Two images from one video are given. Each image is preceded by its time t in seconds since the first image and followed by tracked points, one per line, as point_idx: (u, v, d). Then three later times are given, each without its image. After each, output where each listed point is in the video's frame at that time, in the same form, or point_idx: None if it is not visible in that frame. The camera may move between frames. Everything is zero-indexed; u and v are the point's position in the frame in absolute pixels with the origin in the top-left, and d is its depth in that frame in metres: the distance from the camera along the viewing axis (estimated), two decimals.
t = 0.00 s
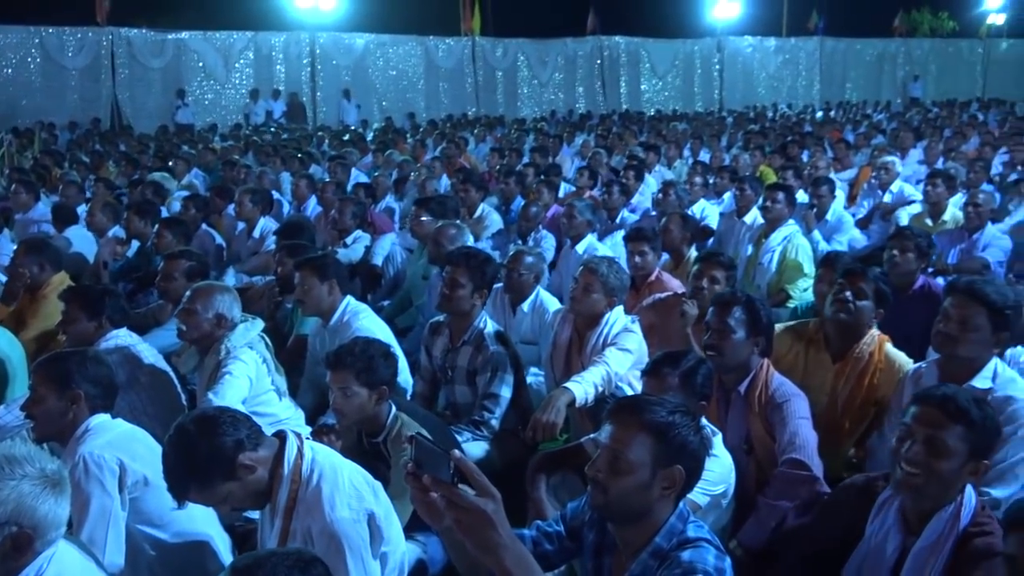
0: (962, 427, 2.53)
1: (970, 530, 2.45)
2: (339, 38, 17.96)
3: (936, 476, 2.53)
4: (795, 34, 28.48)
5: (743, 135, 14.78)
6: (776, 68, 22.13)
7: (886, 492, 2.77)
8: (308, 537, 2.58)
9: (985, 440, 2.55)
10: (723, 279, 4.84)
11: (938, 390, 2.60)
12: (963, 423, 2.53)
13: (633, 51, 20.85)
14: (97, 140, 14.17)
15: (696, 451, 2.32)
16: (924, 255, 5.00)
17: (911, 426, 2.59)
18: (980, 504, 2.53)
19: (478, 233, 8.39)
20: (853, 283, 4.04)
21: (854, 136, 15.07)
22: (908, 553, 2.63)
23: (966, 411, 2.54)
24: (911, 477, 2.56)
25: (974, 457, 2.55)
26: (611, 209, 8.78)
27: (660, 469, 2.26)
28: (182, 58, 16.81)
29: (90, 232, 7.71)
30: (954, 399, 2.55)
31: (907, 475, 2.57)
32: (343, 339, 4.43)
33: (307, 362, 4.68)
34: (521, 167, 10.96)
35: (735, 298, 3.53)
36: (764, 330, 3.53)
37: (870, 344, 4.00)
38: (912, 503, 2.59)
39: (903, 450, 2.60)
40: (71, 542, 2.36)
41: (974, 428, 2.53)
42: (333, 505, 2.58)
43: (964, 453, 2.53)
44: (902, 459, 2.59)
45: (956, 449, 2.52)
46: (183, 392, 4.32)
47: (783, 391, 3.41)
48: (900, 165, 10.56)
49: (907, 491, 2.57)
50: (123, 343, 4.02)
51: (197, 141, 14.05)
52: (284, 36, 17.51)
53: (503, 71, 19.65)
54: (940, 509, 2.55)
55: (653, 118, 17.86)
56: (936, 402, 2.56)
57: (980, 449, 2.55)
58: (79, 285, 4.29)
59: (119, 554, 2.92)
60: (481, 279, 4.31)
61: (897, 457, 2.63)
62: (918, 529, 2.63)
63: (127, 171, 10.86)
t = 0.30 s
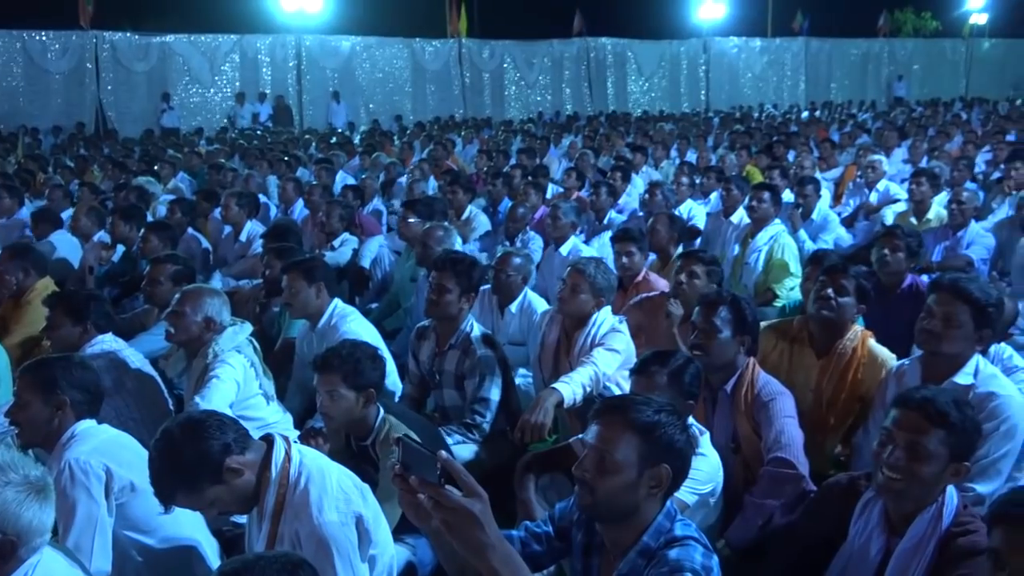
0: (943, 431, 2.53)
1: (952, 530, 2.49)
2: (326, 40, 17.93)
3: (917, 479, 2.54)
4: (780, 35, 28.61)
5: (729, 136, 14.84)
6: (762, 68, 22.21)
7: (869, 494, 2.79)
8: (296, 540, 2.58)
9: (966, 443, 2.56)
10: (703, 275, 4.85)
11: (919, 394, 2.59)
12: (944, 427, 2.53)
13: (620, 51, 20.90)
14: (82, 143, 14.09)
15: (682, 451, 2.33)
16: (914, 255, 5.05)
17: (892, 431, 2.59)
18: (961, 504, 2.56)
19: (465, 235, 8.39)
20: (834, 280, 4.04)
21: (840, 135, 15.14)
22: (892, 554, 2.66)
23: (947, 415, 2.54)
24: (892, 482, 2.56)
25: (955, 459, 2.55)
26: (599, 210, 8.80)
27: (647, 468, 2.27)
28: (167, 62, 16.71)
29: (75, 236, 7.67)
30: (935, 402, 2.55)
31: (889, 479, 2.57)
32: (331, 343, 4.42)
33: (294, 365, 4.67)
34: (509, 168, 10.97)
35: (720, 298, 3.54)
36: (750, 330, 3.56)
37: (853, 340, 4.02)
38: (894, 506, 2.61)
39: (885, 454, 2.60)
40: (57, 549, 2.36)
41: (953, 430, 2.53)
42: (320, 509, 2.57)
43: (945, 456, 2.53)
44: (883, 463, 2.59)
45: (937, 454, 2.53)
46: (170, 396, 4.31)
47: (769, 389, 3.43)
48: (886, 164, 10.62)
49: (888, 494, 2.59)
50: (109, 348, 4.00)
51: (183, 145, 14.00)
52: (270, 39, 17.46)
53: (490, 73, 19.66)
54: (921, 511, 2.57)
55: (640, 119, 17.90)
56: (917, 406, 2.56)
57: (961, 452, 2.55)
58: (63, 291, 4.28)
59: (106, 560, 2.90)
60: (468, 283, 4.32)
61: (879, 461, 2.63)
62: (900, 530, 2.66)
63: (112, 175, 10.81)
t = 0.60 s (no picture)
0: (918, 432, 2.57)
1: (932, 530, 2.50)
2: (311, 40, 17.88)
3: (895, 482, 2.57)
4: (765, 34, 28.80)
5: (715, 135, 14.87)
6: (747, 68, 22.28)
7: (848, 494, 2.82)
8: (282, 542, 2.58)
9: (940, 443, 2.60)
10: (682, 271, 4.89)
11: (891, 396, 2.64)
12: (918, 427, 2.57)
13: (605, 51, 20.93)
14: (65, 144, 14.02)
15: (667, 447, 2.34)
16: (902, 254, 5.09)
17: (868, 436, 2.63)
18: (939, 503, 2.58)
19: (452, 235, 8.40)
20: (817, 276, 4.09)
21: (824, 134, 15.22)
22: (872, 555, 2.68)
23: (920, 417, 2.58)
24: (870, 485, 2.59)
25: (931, 459, 2.59)
26: (585, 209, 8.82)
27: (633, 465, 2.28)
28: (150, 62, 16.62)
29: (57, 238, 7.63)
30: (907, 404, 2.59)
31: (867, 484, 2.60)
32: (317, 343, 4.42)
33: (280, 367, 4.65)
34: (495, 168, 10.97)
35: (706, 296, 3.56)
36: (736, 327, 3.58)
37: (836, 335, 4.04)
38: (873, 507, 2.63)
39: (862, 459, 2.63)
40: (40, 553, 2.34)
41: (927, 430, 2.57)
42: (307, 510, 2.57)
43: (921, 456, 2.57)
44: (861, 468, 2.62)
45: (913, 455, 2.57)
46: (155, 399, 4.30)
47: (753, 386, 3.46)
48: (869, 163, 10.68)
49: (867, 499, 2.61)
50: (93, 351, 3.99)
51: (167, 146, 13.95)
52: (254, 39, 17.40)
53: (476, 73, 19.66)
54: (900, 512, 2.59)
55: (626, 118, 17.93)
56: (890, 408, 2.60)
57: (935, 452, 2.59)
58: (46, 293, 4.26)
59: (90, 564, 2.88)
60: (450, 284, 4.32)
61: (856, 466, 2.66)
62: (880, 531, 2.68)
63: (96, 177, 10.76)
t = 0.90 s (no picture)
0: (877, 434, 2.59)
1: (900, 528, 2.54)
2: (295, 42, 17.82)
3: (857, 484, 2.60)
4: (749, 37, 28.93)
5: (699, 137, 14.92)
6: (730, 70, 22.37)
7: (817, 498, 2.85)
8: (265, 546, 2.57)
9: (898, 442, 2.61)
10: (663, 269, 4.85)
11: (846, 399, 2.67)
12: (873, 430, 2.60)
13: (590, 53, 20.95)
14: (46, 147, 13.92)
15: (651, 448, 2.35)
16: (887, 257, 5.13)
17: (827, 441, 2.66)
18: (906, 501, 2.61)
19: (437, 237, 8.39)
20: (800, 278, 4.13)
21: (807, 135, 15.30)
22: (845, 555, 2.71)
23: (877, 420, 2.60)
24: (835, 490, 2.63)
25: (891, 459, 2.60)
26: (570, 211, 8.83)
27: (617, 466, 2.29)
28: (132, 64, 16.53)
29: (38, 242, 7.58)
30: (863, 407, 2.62)
31: (831, 488, 2.63)
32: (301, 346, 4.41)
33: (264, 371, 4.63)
34: (480, 169, 10.97)
35: (691, 296, 3.56)
36: (722, 328, 3.58)
37: (818, 336, 4.07)
38: (841, 509, 2.65)
39: (823, 464, 2.66)
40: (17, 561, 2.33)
41: (884, 432, 2.60)
42: (290, 515, 2.56)
43: (880, 458, 2.59)
44: (824, 473, 2.66)
45: (872, 457, 2.59)
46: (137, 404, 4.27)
47: (739, 386, 3.47)
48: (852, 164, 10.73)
49: (833, 503, 2.64)
50: (74, 356, 3.95)
51: (150, 148, 13.88)
52: (238, 41, 17.33)
53: (461, 75, 19.65)
54: (869, 513, 2.62)
55: (610, 120, 17.97)
56: (845, 411, 2.64)
57: (895, 451, 2.61)
58: (27, 297, 4.23)
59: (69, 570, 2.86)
60: (435, 287, 4.32)
61: (819, 471, 2.69)
62: (851, 531, 2.70)
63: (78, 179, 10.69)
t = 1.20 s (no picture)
0: (849, 438, 2.59)
1: (874, 529, 2.58)
2: (277, 43, 17.74)
3: (829, 488, 2.61)
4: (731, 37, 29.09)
5: (683, 137, 14.96)
6: (713, 71, 22.45)
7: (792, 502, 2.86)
8: (247, 549, 2.56)
9: (870, 444, 2.62)
10: (644, 269, 4.86)
11: (812, 403, 2.66)
12: (841, 431, 2.60)
13: (574, 54, 20.97)
14: (25, 148, 13.80)
15: (634, 448, 2.35)
16: (870, 258, 5.16)
17: (798, 446, 2.65)
18: (878, 501, 2.64)
19: (420, 238, 8.39)
20: (783, 277, 4.15)
21: (789, 136, 15.38)
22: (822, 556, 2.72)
23: (849, 423, 2.60)
24: (807, 495, 2.63)
25: (862, 461, 2.61)
26: (554, 211, 8.85)
27: (599, 467, 2.29)
28: (112, 65, 16.39)
29: (16, 244, 7.51)
30: (833, 410, 2.61)
31: (805, 493, 2.64)
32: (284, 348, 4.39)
33: (246, 373, 4.61)
34: (464, 171, 10.97)
35: (682, 296, 3.57)
36: (712, 327, 3.60)
37: (799, 336, 4.08)
38: (815, 512, 2.67)
39: (795, 468, 2.67)
40: None
41: (854, 434, 2.59)
42: (271, 520, 2.55)
43: (851, 459, 2.59)
44: (796, 477, 2.67)
45: (843, 459, 2.59)
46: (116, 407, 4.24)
47: (730, 385, 3.49)
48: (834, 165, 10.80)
49: (806, 508, 2.65)
50: (52, 359, 3.89)
51: (131, 150, 13.79)
52: (220, 42, 17.23)
53: (444, 76, 19.63)
54: (841, 516, 2.64)
55: (594, 121, 18.00)
56: (815, 416, 2.63)
57: (866, 452, 2.61)
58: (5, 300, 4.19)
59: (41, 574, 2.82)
60: (421, 287, 4.31)
61: (790, 476, 2.70)
62: (826, 533, 2.72)
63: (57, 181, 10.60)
